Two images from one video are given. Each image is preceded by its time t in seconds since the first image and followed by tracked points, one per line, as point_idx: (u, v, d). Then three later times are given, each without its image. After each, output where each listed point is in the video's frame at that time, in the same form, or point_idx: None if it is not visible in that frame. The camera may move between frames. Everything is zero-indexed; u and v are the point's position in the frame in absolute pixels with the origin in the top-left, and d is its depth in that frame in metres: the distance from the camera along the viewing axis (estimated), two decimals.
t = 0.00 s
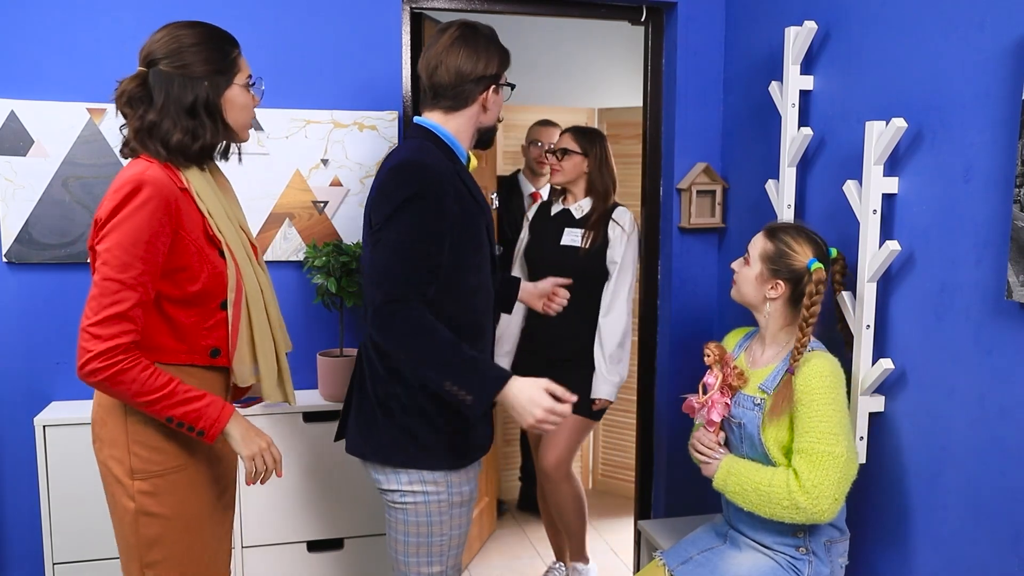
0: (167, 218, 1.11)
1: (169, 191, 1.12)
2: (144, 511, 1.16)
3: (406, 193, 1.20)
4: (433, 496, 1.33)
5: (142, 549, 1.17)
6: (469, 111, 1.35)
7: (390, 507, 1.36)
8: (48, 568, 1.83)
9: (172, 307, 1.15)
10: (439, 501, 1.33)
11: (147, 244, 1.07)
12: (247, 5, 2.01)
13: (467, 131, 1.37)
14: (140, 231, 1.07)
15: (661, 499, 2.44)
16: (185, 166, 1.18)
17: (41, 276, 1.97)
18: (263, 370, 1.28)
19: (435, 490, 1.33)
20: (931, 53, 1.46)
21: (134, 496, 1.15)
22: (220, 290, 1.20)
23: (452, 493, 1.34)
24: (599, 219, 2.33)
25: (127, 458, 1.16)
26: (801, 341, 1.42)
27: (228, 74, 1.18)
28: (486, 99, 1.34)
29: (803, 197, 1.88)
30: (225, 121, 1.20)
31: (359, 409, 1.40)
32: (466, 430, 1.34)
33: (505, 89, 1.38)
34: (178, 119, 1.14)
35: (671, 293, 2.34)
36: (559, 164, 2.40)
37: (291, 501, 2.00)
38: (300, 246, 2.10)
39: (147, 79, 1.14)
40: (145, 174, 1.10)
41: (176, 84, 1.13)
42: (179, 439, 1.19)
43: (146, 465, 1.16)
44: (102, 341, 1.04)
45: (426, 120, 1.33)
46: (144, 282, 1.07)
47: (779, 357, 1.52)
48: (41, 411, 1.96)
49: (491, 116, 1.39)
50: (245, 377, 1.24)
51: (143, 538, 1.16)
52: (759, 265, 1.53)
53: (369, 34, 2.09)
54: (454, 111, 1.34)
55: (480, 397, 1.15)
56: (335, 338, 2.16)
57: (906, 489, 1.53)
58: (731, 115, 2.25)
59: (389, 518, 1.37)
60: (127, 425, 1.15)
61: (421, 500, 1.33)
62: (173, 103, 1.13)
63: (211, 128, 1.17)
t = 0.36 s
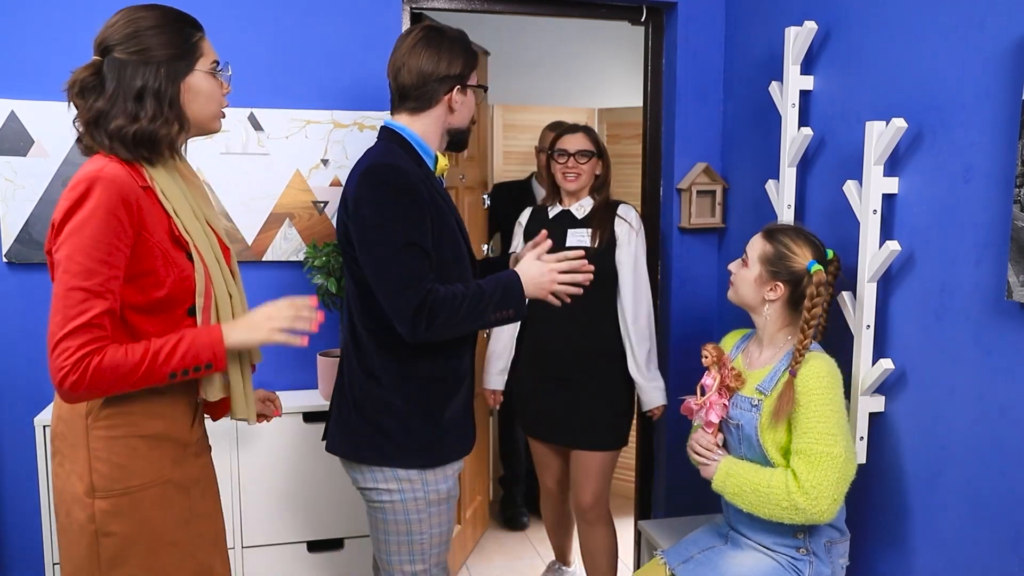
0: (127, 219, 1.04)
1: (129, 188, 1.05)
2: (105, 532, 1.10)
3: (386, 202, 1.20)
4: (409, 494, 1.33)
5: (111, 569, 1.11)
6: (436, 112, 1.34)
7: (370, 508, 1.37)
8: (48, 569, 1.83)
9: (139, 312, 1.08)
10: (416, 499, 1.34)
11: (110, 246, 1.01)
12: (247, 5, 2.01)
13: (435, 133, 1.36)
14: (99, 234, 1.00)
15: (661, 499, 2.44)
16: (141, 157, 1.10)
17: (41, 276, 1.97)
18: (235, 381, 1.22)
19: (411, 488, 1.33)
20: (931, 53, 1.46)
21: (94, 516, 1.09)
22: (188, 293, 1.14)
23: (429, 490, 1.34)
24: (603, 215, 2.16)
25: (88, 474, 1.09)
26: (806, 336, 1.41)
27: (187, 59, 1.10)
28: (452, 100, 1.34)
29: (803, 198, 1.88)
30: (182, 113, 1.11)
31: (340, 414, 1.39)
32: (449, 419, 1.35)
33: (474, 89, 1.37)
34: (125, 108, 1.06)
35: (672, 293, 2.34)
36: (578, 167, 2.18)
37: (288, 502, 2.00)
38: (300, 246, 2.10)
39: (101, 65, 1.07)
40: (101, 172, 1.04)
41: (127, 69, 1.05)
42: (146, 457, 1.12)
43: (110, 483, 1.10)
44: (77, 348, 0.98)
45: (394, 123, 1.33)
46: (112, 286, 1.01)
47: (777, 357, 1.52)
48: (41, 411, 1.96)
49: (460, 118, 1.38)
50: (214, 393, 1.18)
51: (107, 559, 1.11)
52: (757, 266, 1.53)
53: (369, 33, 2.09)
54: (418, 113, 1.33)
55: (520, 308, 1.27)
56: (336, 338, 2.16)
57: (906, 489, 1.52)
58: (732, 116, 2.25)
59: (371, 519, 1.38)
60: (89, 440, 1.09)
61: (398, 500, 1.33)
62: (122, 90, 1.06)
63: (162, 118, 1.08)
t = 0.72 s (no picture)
0: (131, 225, 1.04)
1: (131, 193, 1.06)
2: (121, 534, 1.09)
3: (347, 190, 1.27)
4: (373, 490, 1.35)
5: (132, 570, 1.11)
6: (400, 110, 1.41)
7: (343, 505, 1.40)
8: (48, 569, 1.82)
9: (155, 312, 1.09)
10: (379, 494, 1.35)
11: (128, 251, 1.02)
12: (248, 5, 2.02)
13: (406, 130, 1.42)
14: (106, 240, 1.01)
15: (660, 498, 2.44)
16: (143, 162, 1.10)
17: (41, 276, 1.97)
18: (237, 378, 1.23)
19: (375, 484, 1.35)
20: (932, 53, 1.46)
21: (108, 516, 1.09)
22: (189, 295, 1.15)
23: (393, 486, 1.35)
24: (628, 217, 2.00)
25: (101, 475, 1.08)
26: (788, 334, 1.42)
27: (187, 62, 1.10)
28: (406, 95, 1.39)
29: (803, 198, 1.88)
30: (178, 118, 1.11)
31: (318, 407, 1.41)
32: (413, 418, 1.35)
33: (437, 85, 1.38)
34: (122, 112, 1.06)
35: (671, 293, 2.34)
36: (599, 156, 2.00)
37: (285, 502, 2.00)
38: (301, 246, 2.10)
39: (100, 65, 1.07)
40: (100, 178, 1.04)
41: (125, 71, 1.05)
42: (159, 455, 1.12)
43: (121, 483, 1.09)
44: (123, 353, 1.00)
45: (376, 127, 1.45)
46: (138, 287, 1.03)
47: (755, 348, 1.53)
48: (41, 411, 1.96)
49: (425, 116, 1.39)
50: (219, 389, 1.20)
51: (124, 560, 1.10)
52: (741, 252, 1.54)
53: (370, 33, 2.09)
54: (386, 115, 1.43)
55: (445, 327, 1.29)
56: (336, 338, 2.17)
57: (906, 489, 1.53)
58: (732, 116, 2.25)
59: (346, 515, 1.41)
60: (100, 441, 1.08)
61: (364, 495, 1.35)
62: (119, 92, 1.06)
63: (158, 123, 1.08)
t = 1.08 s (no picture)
0: (146, 235, 1.04)
1: (146, 204, 1.05)
2: (148, 522, 1.10)
3: (329, 185, 1.36)
4: (330, 489, 1.37)
5: (160, 559, 1.11)
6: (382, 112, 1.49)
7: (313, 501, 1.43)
8: (48, 568, 1.82)
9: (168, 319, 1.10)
10: (334, 494, 1.37)
11: (137, 265, 1.01)
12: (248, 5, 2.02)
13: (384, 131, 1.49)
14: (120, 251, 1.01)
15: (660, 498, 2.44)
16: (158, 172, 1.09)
17: (41, 275, 1.97)
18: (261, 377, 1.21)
19: (331, 483, 1.37)
20: (932, 53, 1.46)
21: (135, 504, 1.10)
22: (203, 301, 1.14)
23: (346, 488, 1.36)
24: (639, 228, 1.88)
25: (126, 464, 1.10)
26: (784, 248, 1.31)
27: (214, 78, 1.10)
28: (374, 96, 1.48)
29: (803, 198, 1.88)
30: (197, 135, 1.11)
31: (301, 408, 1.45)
32: (372, 423, 1.35)
33: (380, 83, 1.42)
34: (143, 122, 1.06)
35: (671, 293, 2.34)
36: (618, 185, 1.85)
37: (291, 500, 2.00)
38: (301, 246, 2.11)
39: (130, 74, 1.08)
40: (119, 189, 1.04)
41: (152, 82, 1.06)
42: (183, 444, 1.13)
43: (146, 473, 1.10)
44: (122, 361, 1.00)
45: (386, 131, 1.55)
46: (145, 298, 1.02)
47: (754, 274, 1.42)
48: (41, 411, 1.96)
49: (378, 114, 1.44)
50: (241, 393, 1.18)
51: (157, 549, 1.11)
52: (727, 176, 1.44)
53: (370, 33, 2.09)
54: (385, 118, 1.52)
55: (388, 339, 1.33)
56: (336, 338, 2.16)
57: (905, 488, 1.53)
58: (731, 116, 2.25)
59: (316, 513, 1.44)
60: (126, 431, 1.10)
61: (322, 493, 1.38)
62: (143, 102, 1.06)
63: (177, 138, 1.08)
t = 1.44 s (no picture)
0: (128, 237, 1.02)
1: (132, 205, 1.04)
2: (122, 527, 1.10)
3: (312, 187, 1.35)
4: (314, 490, 1.37)
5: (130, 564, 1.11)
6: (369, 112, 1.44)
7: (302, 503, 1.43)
8: (48, 568, 1.82)
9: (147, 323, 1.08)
10: (318, 495, 1.37)
11: (107, 265, 1.00)
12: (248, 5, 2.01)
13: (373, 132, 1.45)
14: (98, 249, 1.00)
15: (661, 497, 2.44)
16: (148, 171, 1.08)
17: (41, 275, 1.97)
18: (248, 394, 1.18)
19: (315, 485, 1.37)
20: (931, 53, 1.46)
21: (113, 508, 1.10)
22: (196, 308, 1.13)
23: (329, 490, 1.36)
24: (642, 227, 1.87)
25: (108, 467, 1.10)
26: (785, 218, 1.29)
27: (218, 84, 1.10)
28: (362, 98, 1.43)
29: (803, 198, 1.88)
30: (196, 138, 1.11)
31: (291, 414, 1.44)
32: (364, 419, 1.36)
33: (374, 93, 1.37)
34: (143, 118, 1.05)
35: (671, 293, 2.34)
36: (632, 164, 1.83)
37: (292, 499, 2.00)
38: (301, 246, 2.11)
39: (137, 68, 1.08)
40: (109, 189, 1.03)
41: (156, 79, 1.06)
42: (166, 452, 1.12)
43: (126, 478, 1.10)
44: (63, 358, 0.99)
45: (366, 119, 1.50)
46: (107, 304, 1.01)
47: (758, 244, 1.38)
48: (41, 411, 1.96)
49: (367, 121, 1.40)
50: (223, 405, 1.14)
51: (126, 554, 1.11)
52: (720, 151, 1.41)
53: (370, 33, 2.09)
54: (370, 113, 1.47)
55: (392, 315, 1.31)
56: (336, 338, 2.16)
57: (905, 488, 1.53)
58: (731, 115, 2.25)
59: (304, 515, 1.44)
60: (110, 434, 1.10)
61: (308, 493, 1.38)
62: (145, 98, 1.05)
63: (174, 138, 1.07)
